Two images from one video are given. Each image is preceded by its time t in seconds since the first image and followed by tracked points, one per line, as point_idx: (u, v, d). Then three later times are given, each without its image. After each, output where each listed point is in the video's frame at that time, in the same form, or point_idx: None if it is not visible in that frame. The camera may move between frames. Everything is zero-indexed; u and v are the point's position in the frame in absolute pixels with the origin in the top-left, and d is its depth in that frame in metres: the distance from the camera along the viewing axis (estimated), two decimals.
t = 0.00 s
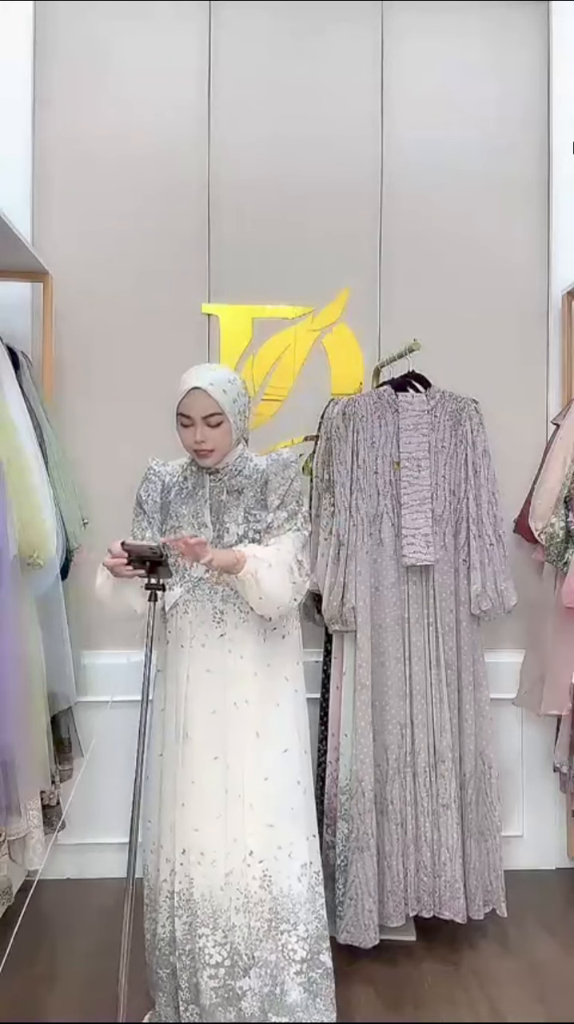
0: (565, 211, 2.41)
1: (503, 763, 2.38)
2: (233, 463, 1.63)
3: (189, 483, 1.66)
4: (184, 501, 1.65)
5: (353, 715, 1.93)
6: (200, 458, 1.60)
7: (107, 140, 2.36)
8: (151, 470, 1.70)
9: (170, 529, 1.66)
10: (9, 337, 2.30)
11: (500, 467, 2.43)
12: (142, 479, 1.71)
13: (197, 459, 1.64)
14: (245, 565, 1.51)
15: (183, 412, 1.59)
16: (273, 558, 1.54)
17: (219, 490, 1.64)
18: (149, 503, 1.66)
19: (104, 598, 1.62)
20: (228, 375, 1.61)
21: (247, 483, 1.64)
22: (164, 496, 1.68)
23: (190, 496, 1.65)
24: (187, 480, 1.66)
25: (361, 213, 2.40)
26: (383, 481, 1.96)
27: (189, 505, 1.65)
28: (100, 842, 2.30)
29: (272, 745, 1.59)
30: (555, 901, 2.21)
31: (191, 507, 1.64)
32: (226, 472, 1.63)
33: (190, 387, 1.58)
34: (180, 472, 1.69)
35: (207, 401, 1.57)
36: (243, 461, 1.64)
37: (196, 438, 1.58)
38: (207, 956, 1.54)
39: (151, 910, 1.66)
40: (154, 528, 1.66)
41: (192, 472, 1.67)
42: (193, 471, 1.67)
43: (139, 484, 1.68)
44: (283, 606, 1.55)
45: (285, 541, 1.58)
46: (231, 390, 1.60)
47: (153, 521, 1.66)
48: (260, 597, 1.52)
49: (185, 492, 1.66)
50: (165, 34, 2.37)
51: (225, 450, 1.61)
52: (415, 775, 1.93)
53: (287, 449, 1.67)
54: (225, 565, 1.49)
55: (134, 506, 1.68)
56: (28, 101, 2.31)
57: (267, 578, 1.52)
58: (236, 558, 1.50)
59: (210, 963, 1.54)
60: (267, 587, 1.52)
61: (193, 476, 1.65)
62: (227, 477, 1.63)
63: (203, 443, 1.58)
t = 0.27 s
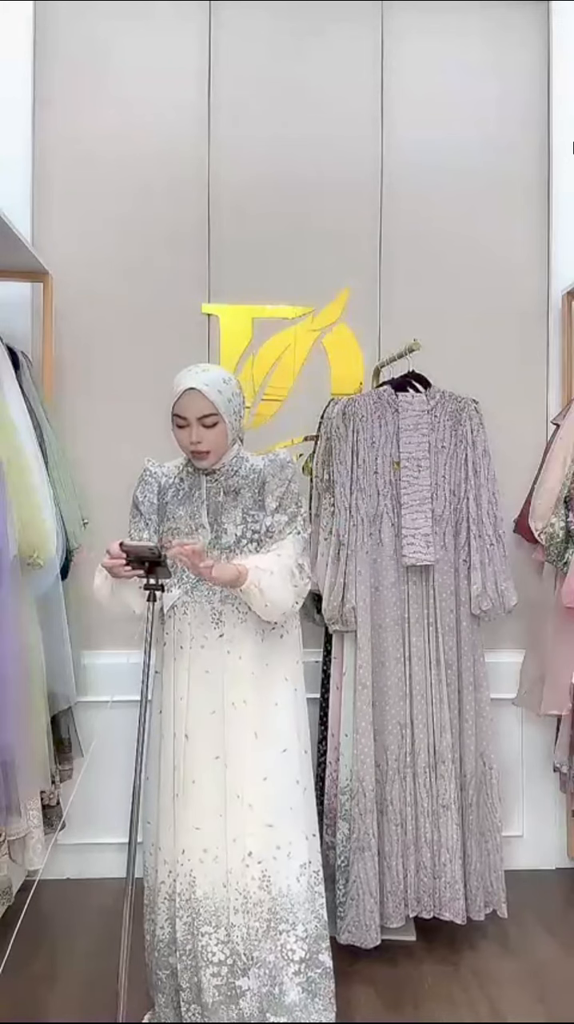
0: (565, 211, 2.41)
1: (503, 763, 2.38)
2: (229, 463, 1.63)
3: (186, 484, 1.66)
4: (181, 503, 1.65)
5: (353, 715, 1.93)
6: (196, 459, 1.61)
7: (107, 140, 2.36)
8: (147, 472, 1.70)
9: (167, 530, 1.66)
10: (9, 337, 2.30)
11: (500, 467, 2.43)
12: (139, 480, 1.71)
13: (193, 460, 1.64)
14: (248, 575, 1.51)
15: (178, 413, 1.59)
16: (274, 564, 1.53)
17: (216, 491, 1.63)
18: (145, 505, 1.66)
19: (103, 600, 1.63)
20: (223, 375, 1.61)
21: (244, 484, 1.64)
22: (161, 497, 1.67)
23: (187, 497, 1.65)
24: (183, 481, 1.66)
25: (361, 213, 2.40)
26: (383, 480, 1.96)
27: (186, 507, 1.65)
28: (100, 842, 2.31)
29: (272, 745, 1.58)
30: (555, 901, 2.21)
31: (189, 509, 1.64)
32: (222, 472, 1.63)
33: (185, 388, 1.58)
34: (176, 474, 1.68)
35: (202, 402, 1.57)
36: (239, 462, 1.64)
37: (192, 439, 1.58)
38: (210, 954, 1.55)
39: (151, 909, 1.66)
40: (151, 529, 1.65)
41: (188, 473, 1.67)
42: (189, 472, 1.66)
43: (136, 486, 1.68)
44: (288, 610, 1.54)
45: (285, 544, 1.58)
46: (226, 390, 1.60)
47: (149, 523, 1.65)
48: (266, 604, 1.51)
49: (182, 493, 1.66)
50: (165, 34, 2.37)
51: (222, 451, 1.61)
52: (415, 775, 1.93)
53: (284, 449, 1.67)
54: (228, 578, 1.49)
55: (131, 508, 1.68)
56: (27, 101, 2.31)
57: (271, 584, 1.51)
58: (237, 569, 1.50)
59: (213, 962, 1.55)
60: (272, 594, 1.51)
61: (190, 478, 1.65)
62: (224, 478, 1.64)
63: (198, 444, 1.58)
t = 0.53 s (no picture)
0: (565, 211, 2.41)
1: (503, 763, 2.38)
2: (228, 463, 1.63)
3: (185, 485, 1.66)
4: (180, 504, 1.65)
5: (354, 716, 1.93)
6: (195, 459, 1.60)
7: (107, 140, 2.36)
8: (146, 473, 1.70)
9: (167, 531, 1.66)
10: (9, 337, 2.30)
11: (500, 467, 2.43)
12: (138, 480, 1.70)
13: (192, 460, 1.63)
14: (237, 558, 1.50)
15: (178, 414, 1.59)
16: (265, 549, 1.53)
17: (215, 492, 1.64)
18: (145, 506, 1.66)
19: (103, 602, 1.63)
20: (222, 375, 1.60)
21: (242, 484, 1.64)
22: (160, 498, 1.67)
23: (186, 498, 1.65)
24: (183, 482, 1.66)
25: (361, 213, 2.40)
26: (383, 480, 1.96)
27: (186, 507, 1.65)
28: (100, 842, 2.30)
29: (272, 745, 1.59)
30: (555, 901, 2.21)
31: (188, 510, 1.64)
32: (221, 472, 1.63)
33: (184, 388, 1.57)
34: (175, 474, 1.68)
35: (203, 402, 1.57)
36: (238, 462, 1.64)
37: (192, 439, 1.57)
38: (210, 955, 1.55)
39: (152, 909, 1.66)
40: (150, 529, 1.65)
41: (188, 473, 1.67)
42: (189, 472, 1.66)
43: (135, 486, 1.68)
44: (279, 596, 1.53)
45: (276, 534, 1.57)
46: (226, 390, 1.60)
47: (149, 523, 1.65)
48: (255, 590, 1.50)
49: (181, 494, 1.66)
50: (165, 35, 2.37)
51: (221, 451, 1.60)
52: (416, 775, 1.93)
53: (283, 449, 1.67)
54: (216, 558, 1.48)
55: (130, 509, 1.68)
56: (27, 101, 2.31)
57: (260, 568, 1.50)
58: (227, 551, 1.49)
59: (214, 962, 1.54)
60: (260, 578, 1.50)
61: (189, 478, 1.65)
62: (223, 478, 1.64)
63: (198, 444, 1.57)
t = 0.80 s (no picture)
0: (565, 211, 2.41)
1: (504, 763, 2.38)
2: (228, 463, 1.63)
3: (185, 485, 1.66)
4: (180, 504, 1.65)
5: (354, 716, 1.93)
6: (194, 459, 1.60)
7: (107, 140, 2.36)
8: (145, 473, 1.69)
9: (168, 531, 1.66)
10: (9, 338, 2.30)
11: (500, 467, 2.43)
12: (138, 480, 1.70)
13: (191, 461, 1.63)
14: (247, 568, 1.50)
15: (176, 413, 1.59)
16: (273, 558, 1.53)
17: (215, 492, 1.63)
18: (145, 506, 1.66)
19: (103, 602, 1.63)
20: (220, 374, 1.60)
21: (243, 484, 1.64)
22: (160, 499, 1.67)
23: (187, 498, 1.65)
24: (183, 482, 1.66)
25: (361, 213, 2.40)
26: (383, 481, 1.96)
27: (186, 508, 1.65)
28: (100, 842, 2.30)
29: (273, 745, 1.58)
30: (556, 901, 2.21)
31: (189, 510, 1.64)
32: (221, 472, 1.63)
33: (182, 388, 1.57)
34: (175, 475, 1.68)
35: (201, 401, 1.57)
36: (238, 462, 1.64)
37: (190, 438, 1.57)
38: (210, 955, 1.55)
39: (152, 909, 1.66)
40: (151, 529, 1.65)
41: (187, 473, 1.67)
42: (188, 472, 1.66)
43: (135, 487, 1.68)
44: (286, 604, 1.54)
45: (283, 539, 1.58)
46: (224, 390, 1.60)
47: (149, 524, 1.65)
48: (262, 598, 1.51)
49: (181, 494, 1.66)
50: (165, 35, 2.37)
51: (220, 450, 1.60)
52: (416, 775, 1.93)
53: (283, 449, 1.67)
54: (228, 569, 1.48)
55: (130, 510, 1.68)
56: (27, 101, 2.31)
57: (269, 578, 1.51)
58: (236, 563, 1.49)
59: (214, 963, 1.54)
60: (269, 587, 1.51)
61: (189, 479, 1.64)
62: (223, 478, 1.64)
63: (197, 443, 1.57)
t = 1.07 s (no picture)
0: (565, 211, 2.41)
1: (504, 763, 2.38)
2: (228, 463, 1.63)
3: (185, 485, 1.65)
4: (180, 504, 1.65)
5: (354, 716, 1.93)
6: (194, 458, 1.60)
7: (107, 141, 2.36)
8: (145, 473, 1.70)
9: (168, 531, 1.66)
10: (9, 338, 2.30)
11: (500, 467, 2.43)
12: (138, 480, 1.71)
13: (191, 460, 1.63)
14: (249, 575, 1.49)
15: (176, 412, 1.58)
16: (275, 565, 1.52)
17: (215, 492, 1.63)
18: (145, 506, 1.67)
19: (102, 602, 1.62)
20: (221, 373, 1.60)
21: (243, 484, 1.64)
22: (161, 499, 1.68)
23: (187, 498, 1.65)
24: (183, 482, 1.66)
25: (361, 213, 2.40)
26: (383, 480, 1.96)
27: (186, 508, 1.65)
28: (101, 842, 2.30)
29: (272, 745, 1.58)
30: (556, 901, 2.21)
31: (189, 510, 1.64)
32: (222, 473, 1.63)
33: (183, 386, 1.57)
34: (176, 475, 1.68)
35: (202, 400, 1.57)
36: (238, 462, 1.64)
37: (190, 437, 1.57)
38: (211, 956, 1.54)
39: (152, 910, 1.66)
40: (151, 530, 1.66)
41: (187, 473, 1.66)
42: (188, 472, 1.66)
43: (135, 487, 1.69)
44: (286, 610, 1.54)
45: (284, 544, 1.58)
46: (224, 389, 1.60)
47: (149, 524, 1.66)
48: (264, 605, 1.51)
49: (181, 494, 1.65)
50: (165, 35, 2.37)
51: (219, 450, 1.60)
52: (416, 775, 1.93)
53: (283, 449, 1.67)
54: (229, 578, 1.47)
55: (130, 510, 1.69)
56: (27, 101, 2.31)
57: (271, 586, 1.50)
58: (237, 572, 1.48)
59: (214, 963, 1.54)
60: (270, 595, 1.50)
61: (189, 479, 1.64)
62: (224, 478, 1.63)
63: (197, 442, 1.57)
